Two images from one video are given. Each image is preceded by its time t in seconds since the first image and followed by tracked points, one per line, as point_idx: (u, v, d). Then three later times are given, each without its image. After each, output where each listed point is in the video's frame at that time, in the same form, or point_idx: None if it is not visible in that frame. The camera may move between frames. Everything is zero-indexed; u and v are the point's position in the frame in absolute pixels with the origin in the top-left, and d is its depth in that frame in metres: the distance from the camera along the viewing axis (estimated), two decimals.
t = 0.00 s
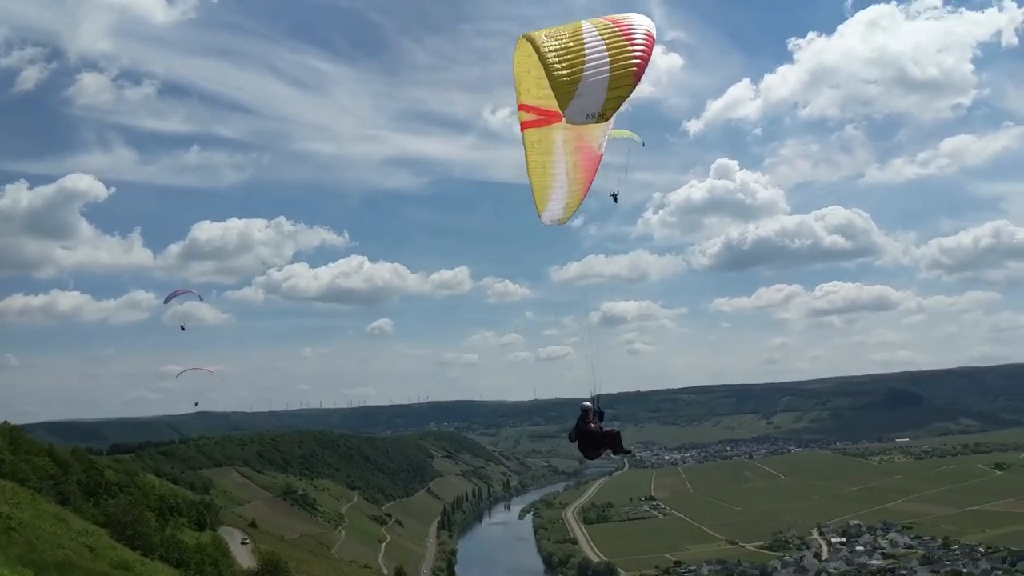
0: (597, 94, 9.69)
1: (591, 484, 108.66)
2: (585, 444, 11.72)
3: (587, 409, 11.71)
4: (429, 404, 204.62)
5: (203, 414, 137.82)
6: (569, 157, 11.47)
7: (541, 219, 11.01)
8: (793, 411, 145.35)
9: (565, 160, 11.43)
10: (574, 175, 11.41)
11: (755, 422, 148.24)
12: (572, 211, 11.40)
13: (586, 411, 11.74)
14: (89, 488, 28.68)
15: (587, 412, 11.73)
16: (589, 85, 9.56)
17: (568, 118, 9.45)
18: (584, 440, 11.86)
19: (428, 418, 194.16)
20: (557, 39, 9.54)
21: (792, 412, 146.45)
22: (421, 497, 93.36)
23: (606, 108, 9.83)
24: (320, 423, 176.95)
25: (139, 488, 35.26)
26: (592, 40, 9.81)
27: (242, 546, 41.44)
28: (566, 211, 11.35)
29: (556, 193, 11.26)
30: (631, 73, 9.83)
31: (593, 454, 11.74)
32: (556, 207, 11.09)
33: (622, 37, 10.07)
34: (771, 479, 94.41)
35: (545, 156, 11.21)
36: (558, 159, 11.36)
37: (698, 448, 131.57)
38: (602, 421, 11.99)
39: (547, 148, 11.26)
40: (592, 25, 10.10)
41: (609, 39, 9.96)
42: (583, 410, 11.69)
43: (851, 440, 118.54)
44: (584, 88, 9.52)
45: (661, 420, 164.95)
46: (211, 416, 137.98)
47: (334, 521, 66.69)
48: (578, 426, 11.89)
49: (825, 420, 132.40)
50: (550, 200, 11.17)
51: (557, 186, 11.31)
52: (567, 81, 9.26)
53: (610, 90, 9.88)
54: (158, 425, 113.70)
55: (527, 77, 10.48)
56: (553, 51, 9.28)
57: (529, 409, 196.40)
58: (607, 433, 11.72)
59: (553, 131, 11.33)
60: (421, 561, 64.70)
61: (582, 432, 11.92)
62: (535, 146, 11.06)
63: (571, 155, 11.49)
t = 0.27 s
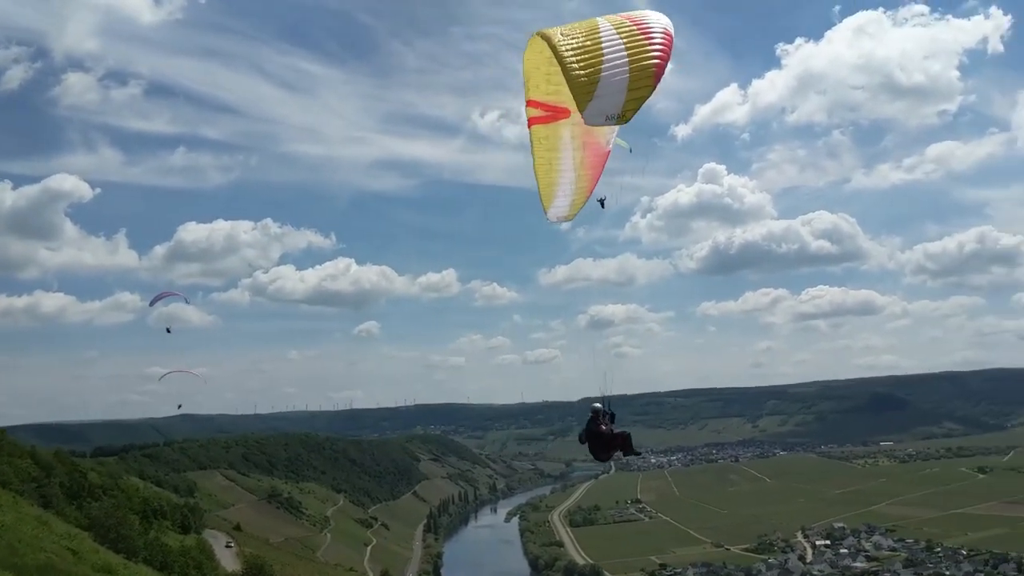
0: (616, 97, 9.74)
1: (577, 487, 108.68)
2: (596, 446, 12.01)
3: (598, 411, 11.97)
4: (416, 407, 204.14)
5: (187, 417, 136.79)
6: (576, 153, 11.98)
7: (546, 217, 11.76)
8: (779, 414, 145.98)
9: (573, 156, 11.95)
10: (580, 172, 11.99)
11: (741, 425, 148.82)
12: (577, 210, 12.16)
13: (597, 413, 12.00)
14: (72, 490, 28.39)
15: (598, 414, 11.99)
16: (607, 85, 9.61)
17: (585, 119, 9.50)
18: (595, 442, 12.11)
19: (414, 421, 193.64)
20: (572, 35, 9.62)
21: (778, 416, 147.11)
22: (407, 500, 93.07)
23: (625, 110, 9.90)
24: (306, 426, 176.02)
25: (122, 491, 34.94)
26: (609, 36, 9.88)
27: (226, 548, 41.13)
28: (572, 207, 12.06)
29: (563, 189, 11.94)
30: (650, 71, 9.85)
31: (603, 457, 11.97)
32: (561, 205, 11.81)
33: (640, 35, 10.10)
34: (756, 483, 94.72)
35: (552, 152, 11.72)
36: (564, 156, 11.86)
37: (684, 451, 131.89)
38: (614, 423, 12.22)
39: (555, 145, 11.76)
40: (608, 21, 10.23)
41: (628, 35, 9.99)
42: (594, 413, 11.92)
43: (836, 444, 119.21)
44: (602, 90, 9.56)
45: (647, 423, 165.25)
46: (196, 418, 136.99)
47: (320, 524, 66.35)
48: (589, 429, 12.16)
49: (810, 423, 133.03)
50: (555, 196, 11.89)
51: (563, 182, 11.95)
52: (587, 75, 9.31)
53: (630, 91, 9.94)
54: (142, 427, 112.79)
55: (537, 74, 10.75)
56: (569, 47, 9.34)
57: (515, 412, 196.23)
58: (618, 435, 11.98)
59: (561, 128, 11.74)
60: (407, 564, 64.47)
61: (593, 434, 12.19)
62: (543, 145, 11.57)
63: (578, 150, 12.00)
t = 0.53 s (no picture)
0: (632, 98, 9.64)
1: (561, 489, 108.57)
2: (605, 446, 12.04)
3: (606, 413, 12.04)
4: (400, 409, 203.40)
5: (168, 418, 135.34)
6: (581, 148, 11.87)
7: (552, 212, 11.62)
8: (762, 417, 146.61)
9: (578, 151, 11.84)
10: (585, 167, 11.91)
11: (724, 428, 149.32)
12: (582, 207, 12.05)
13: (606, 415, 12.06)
14: (51, 492, 27.88)
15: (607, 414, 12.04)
16: (624, 84, 9.51)
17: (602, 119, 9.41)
18: (603, 443, 12.10)
19: (398, 424, 192.81)
20: (585, 30, 9.55)
21: (761, 419, 147.75)
22: (390, 503, 92.51)
23: (642, 111, 9.79)
24: (289, 428, 174.87)
25: (101, 493, 34.40)
26: (623, 33, 9.78)
27: (207, 551, 40.59)
28: (576, 203, 11.99)
29: (567, 184, 11.82)
30: (668, 69, 9.74)
31: (612, 458, 11.95)
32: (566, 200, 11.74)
33: (655, 30, 9.98)
34: (740, 485, 95.01)
35: (556, 147, 11.61)
36: (569, 151, 11.73)
37: (668, 453, 132.14)
38: (623, 424, 12.17)
39: (559, 140, 11.65)
40: (622, 17, 10.12)
41: (644, 32, 9.87)
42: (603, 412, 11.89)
43: (818, 446, 119.84)
44: (618, 91, 9.46)
45: (631, 425, 165.51)
46: (177, 420, 135.66)
47: (302, 527, 65.73)
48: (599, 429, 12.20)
49: (793, 426, 133.69)
50: (559, 192, 11.79)
51: (568, 178, 11.82)
52: (603, 75, 9.22)
53: (648, 91, 9.82)
54: (122, 429, 111.50)
55: (544, 67, 10.67)
56: (583, 45, 9.25)
57: (500, 414, 195.97)
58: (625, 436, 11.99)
59: (566, 123, 11.63)
60: (390, 567, 63.97)
61: (602, 435, 12.20)
62: (547, 139, 11.49)
63: (583, 144, 11.88)
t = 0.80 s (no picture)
0: (650, 103, 9.40)
1: (547, 496, 108.21)
2: (615, 451, 11.76)
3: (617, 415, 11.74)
4: (384, 416, 202.39)
5: (149, 426, 133.60)
6: (585, 148, 11.57)
7: (554, 212, 11.54)
8: (746, 422, 147.06)
9: (583, 150, 11.53)
10: (590, 166, 11.64)
11: (709, 433, 149.60)
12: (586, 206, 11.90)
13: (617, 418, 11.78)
14: (29, 501, 27.15)
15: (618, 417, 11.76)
16: (640, 86, 9.28)
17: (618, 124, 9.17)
18: (614, 447, 11.82)
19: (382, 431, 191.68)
20: (598, 29, 9.29)
21: (745, 424, 148.21)
22: (375, 511, 91.72)
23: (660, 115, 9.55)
24: (272, 436, 173.41)
25: (82, 502, 33.69)
26: (638, 32, 9.55)
27: (190, 562, 39.90)
28: (581, 204, 11.78)
29: (571, 184, 11.65)
30: (685, 71, 9.54)
31: (622, 462, 11.67)
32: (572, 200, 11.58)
33: (670, 30, 9.71)
34: (725, 491, 95.03)
35: (561, 146, 11.36)
36: (574, 151, 11.47)
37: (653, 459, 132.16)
38: (633, 428, 11.87)
39: (565, 138, 11.35)
40: (636, 14, 9.87)
41: (659, 30, 9.63)
42: (613, 415, 11.65)
43: (803, 452, 120.26)
44: (635, 95, 9.22)
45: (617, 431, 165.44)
46: (158, 428, 134.12)
47: (285, 536, 64.94)
48: (609, 432, 11.92)
49: (777, 431, 134.16)
50: (564, 191, 11.64)
51: (572, 178, 11.64)
52: (618, 77, 8.99)
53: (665, 93, 9.60)
54: (103, 437, 109.95)
55: (550, 67, 10.34)
56: (596, 44, 9.01)
57: (485, 421, 195.41)
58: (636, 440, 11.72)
59: (572, 122, 11.26)
60: None
61: (613, 439, 11.91)
62: (551, 137, 11.22)
63: (588, 144, 11.56)
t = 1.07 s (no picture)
0: (665, 107, 9.49)
1: (527, 503, 108.09)
2: (621, 456, 11.69)
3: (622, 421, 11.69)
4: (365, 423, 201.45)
5: (125, 433, 131.98)
6: (589, 148, 11.68)
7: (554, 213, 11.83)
8: (726, 430, 147.82)
9: (586, 150, 11.66)
10: (592, 167, 11.76)
11: (689, 440, 150.24)
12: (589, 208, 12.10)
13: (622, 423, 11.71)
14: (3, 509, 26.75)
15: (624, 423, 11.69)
16: (655, 91, 9.37)
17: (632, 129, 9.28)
18: (619, 452, 11.74)
19: (362, 438, 190.70)
20: (611, 29, 9.36)
21: (725, 431, 149.01)
22: (354, 519, 91.17)
23: (675, 119, 9.62)
24: (251, 443, 172.04)
25: (56, 509, 33.27)
26: (652, 34, 9.62)
27: (166, 570, 39.48)
28: (582, 204, 12.00)
29: (574, 185, 11.86)
30: (702, 74, 9.58)
31: (627, 467, 11.57)
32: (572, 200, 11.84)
33: (684, 34, 9.75)
34: (705, 498, 95.40)
35: (564, 146, 11.52)
36: (577, 151, 11.63)
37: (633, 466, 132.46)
38: (639, 433, 11.78)
39: (568, 139, 11.50)
40: (650, 15, 9.91)
41: (674, 32, 9.68)
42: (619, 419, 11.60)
43: (781, 459, 121.09)
44: (649, 98, 9.30)
45: (597, 439, 165.69)
46: (135, 434, 132.59)
47: (263, 543, 64.41)
48: (612, 438, 11.86)
49: (756, 439, 134.93)
50: (566, 192, 11.88)
51: (575, 178, 11.83)
52: (633, 81, 9.08)
53: (680, 99, 9.68)
54: (78, 444, 108.57)
55: (554, 71, 10.53)
56: (609, 47, 9.10)
57: (465, 428, 194.93)
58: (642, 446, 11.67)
59: (575, 123, 11.39)
60: None
61: (617, 444, 11.82)
62: (555, 138, 11.36)
63: (593, 144, 11.66)
